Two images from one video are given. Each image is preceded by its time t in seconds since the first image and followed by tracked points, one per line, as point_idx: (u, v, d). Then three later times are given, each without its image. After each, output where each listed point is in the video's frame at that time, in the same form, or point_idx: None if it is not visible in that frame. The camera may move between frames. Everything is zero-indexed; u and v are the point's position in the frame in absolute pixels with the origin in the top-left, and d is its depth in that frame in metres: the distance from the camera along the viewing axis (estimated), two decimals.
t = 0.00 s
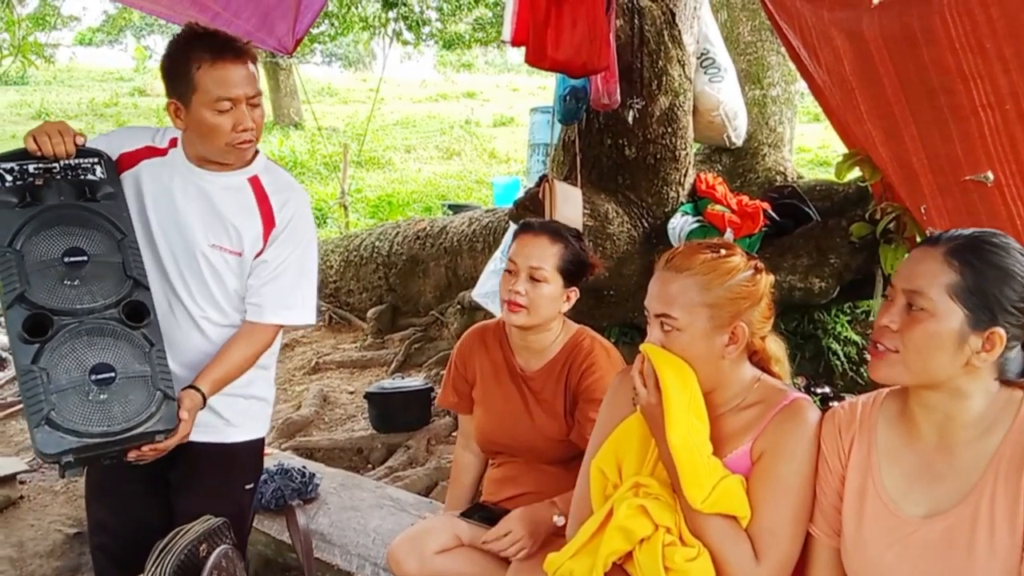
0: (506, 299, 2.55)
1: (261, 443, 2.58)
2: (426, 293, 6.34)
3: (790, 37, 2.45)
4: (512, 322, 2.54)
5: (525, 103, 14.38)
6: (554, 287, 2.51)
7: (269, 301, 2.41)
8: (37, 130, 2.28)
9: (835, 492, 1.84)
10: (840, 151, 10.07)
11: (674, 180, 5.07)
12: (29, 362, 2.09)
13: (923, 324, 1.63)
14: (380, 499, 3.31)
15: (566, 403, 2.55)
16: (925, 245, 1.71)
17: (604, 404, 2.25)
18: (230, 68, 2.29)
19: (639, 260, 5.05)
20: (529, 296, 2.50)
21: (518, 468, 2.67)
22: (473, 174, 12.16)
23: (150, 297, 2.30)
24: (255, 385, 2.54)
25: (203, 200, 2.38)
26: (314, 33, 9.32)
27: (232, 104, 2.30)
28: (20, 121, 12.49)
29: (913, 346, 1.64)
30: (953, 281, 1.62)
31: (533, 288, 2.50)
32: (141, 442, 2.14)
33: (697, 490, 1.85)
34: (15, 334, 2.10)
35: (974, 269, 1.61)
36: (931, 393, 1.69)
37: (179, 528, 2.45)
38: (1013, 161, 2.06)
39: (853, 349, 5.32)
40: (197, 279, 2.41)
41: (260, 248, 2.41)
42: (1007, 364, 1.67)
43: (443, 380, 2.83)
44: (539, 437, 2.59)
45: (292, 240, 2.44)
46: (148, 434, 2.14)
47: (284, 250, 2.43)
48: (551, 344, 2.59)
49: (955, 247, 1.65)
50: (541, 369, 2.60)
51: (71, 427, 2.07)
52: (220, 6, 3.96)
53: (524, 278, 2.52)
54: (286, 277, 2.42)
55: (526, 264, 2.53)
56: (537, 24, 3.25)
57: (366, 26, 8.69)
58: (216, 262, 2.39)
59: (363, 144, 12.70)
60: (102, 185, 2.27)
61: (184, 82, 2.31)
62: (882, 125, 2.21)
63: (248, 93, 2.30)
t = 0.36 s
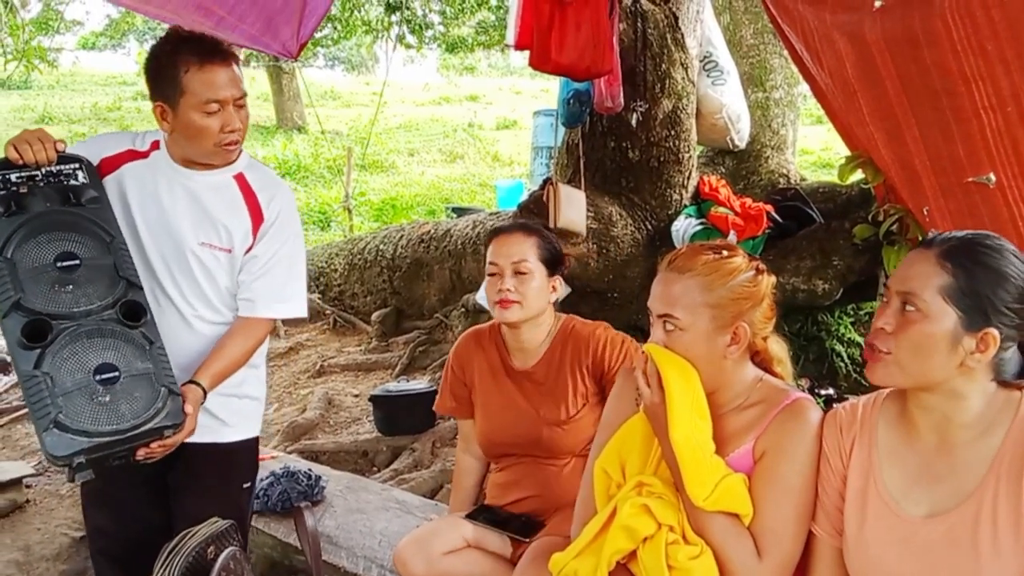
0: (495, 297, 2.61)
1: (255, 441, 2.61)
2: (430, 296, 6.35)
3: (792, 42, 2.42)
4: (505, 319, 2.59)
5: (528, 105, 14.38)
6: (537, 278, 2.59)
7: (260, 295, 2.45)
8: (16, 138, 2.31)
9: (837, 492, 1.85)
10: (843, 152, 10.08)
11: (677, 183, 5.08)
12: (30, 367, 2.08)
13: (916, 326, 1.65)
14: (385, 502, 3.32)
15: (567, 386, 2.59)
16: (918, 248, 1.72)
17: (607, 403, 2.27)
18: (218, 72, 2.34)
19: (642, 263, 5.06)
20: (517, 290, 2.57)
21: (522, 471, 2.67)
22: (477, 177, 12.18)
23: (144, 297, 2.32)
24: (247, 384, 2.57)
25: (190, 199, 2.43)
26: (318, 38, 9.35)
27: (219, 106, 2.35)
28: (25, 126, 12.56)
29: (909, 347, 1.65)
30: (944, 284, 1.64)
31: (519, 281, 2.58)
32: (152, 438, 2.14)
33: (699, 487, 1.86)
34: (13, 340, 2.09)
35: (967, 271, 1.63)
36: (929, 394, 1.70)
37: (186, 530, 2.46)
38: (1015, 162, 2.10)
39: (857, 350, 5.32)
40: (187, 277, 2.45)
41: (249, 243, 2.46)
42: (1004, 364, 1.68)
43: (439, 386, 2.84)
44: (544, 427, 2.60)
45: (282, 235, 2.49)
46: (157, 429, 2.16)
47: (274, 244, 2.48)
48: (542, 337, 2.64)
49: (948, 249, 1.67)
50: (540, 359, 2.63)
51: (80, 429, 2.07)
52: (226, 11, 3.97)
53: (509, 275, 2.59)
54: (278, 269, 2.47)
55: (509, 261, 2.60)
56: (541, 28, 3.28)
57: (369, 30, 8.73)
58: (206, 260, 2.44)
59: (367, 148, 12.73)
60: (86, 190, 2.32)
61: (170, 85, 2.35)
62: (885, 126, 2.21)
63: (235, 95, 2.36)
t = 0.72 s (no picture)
0: (491, 298, 2.64)
1: (240, 435, 2.66)
2: (428, 296, 6.37)
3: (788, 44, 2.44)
4: (502, 318, 2.62)
5: (525, 105, 14.42)
6: (532, 277, 2.62)
7: (244, 291, 2.49)
8: None
9: (838, 491, 1.88)
10: (839, 153, 10.12)
11: (674, 183, 5.11)
12: (30, 369, 2.08)
13: (915, 324, 1.67)
14: (386, 500, 3.34)
15: (569, 386, 2.62)
16: (918, 247, 1.75)
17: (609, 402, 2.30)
18: (192, 69, 2.37)
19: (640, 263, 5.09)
20: (513, 290, 2.60)
21: (523, 469, 2.70)
22: (474, 177, 12.20)
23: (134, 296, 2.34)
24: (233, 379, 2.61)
25: (170, 199, 2.44)
26: (315, 38, 9.39)
27: (193, 102, 2.37)
28: (22, 126, 12.56)
29: (909, 345, 1.67)
30: (944, 281, 1.66)
31: (514, 281, 2.61)
32: (156, 432, 2.17)
33: (700, 485, 1.89)
34: (10, 344, 2.09)
35: (965, 271, 1.66)
36: (930, 395, 1.73)
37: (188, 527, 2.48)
38: (1009, 165, 2.13)
39: (853, 350, 5.36)
40: (171, 276, 2.47)
41: (231, 240, 2.49)
42: (1001, 364, 1.71)
43: (439, 386, 2.85)
44: (547, 425, 2.63)
45: (262, 230, 2.53)
46: (161, 424, 2.19)
47: (254, 240, 2.52)
48: (541, 337, 2.66)
49: (948, 249, 1.70)
50: (541, 359, 2.66)
51: (86, 426, 2.07)
52: (226, 12, 4.00)
53: (504, 276, 2.62)
54: (261, 264, 2.52)
55: (504, 262, 2.63)
56: (540, 31, 3.30)
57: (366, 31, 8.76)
58: (188, 258, 2.46)
59: (364, 148, 12.74)
60: (66, 193, 2.32)
61: (144, 82, 2.37)
62: (881, 128, 2.25)
63: (209, 91, 2.38)
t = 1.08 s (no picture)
0: (484, 290, 2.64)
1: (229, 427, 2.67)
2: (422, 289, 6.36)
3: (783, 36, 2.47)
4: (496, 309, 2.62)
5: (517, 100, 14.43)
6: (526, 269, 2.62)
7: (232, 282, 2.49)
8: None
9: (837, 480, 1.89)
10: (830, 148, 10.16)
11: (669, 176, 5.11)
12: (17, 365, 2.07)
13: (926, 318, 1.67)
14: (381, 492, 3.35)
15: (564, 377, 2.62)
16: (924, 237, 1.76)
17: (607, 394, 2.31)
18: (162, 52, 2.36)
19: (634, 257, 5.11)
20: (506, 282, 2.60)
21: (520, 460, 2.70)
22: (467, 172, 12.19)
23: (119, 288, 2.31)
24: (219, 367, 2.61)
25: (152, 188, 2.43)
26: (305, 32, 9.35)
27: (163, 85, 2.35)
28: (10, 120, 12.48)
29: (919, 339, 1.67)
30: (953, 274, 1.67)
31: (508, 273, 2.60)
32: (146, 427, 2.17)
33: (700, 476, 1.89)
34: None
35: (973, 260, 1.66)
36: (935, 386, 1.74)
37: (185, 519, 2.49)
38: (1003, 160, 2.13)
39: (846, 343, 5.40)
40: (155, 266, 2.46)
41: (216, 228, 2.48)
42: (1004, 355, 1.73)
43: (434, 376, 2.85)
44: (541, 415, 2.63)
45: (248, 218, 2.51)
46: (151, 418, 2.18)
47: (240, 228, 2.50)
48: (537, 328, 2.66)
49: (954, 239, 1.71)
50: (536, 349, 2.65)
51: (75, 422, 2.08)
52: (217, 3, 3.98)
53: (496, 267, 2.62)
54: (247, 253, 2.50)
55: (496, 254, 2.63)
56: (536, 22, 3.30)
57: (358, 23, 8.73)
58: (173, 248, 2.45)
59: (357, 142, 12.71)
60: (47, 185, 2.29)
61: (115, 69, 2.37)
62: (875, 121, 2.25)
63: (179, 75, 2.37)
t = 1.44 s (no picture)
0: (487, 281, 2.64)
1: (222, 417, 2.66)
2: (419, 283, 6.35)
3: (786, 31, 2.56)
4: (498, 301, 2.62)
5: (512, 95, 14.41)
6: (528, 260, 2.62)
7: (219, 271, 2.47)
8: None
9: (843, 468, 1.90)
10: (824, 144, 10.20)
11: (668, 171, 5.12)
12: None
13: (941, 293, 1.69)
14: (381, 484, 3.35)
15: (567, 368, 2.62)
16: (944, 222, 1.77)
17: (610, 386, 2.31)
18: (147, 40, 2.33)
19: (632, 250, 5.12)
20: (509, 274, 2.60)
21: (522, 452, 2.70)
22: (462, 166, 12.16)
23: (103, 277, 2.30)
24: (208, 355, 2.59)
25: (138, 177, 2.42)
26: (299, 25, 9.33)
27: (147, 75, 2.33)
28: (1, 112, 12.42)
29: (933, 311, 1.69)
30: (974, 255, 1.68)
31: (510, 264, 2.60)
32: (126, 415, 2.14)
33: (705, 467, 1.90)
34: None
35: (992, 244, 1.68)
36: (942, 371, 1.76)
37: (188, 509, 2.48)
38: (1004, 155, 2.18)
39: (843, 338, 5.42)
40: (142, 256, 2.45)
41: (203, 217, 2.47)
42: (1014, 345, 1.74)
43: (436, 368, 2.85)
44: (544, 406, 2.63)
45: (235, 206, 2.50)
46: (131, 407, 2.15)
47: (227, 217, 2.49)
48: (540, 319, 2.66)
49: (976, 222, 1.72)
50: (538, 341, 2.66)
51: (53, 409, 2.06)
52: None
53: (498, 259, 2.62)
54: (235, 242, 2.49)
55: (498, 246, 2.63)
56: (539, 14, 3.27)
57: (350, 18, 8.57)
58: (159, 237, 2.44)
59: (351, 136, 12.67)
60: (31, 173, 2.28)
61: (98, 56, 2.34)
62: (875, 116, 2.35)
63: (164, 63, 2.34)
